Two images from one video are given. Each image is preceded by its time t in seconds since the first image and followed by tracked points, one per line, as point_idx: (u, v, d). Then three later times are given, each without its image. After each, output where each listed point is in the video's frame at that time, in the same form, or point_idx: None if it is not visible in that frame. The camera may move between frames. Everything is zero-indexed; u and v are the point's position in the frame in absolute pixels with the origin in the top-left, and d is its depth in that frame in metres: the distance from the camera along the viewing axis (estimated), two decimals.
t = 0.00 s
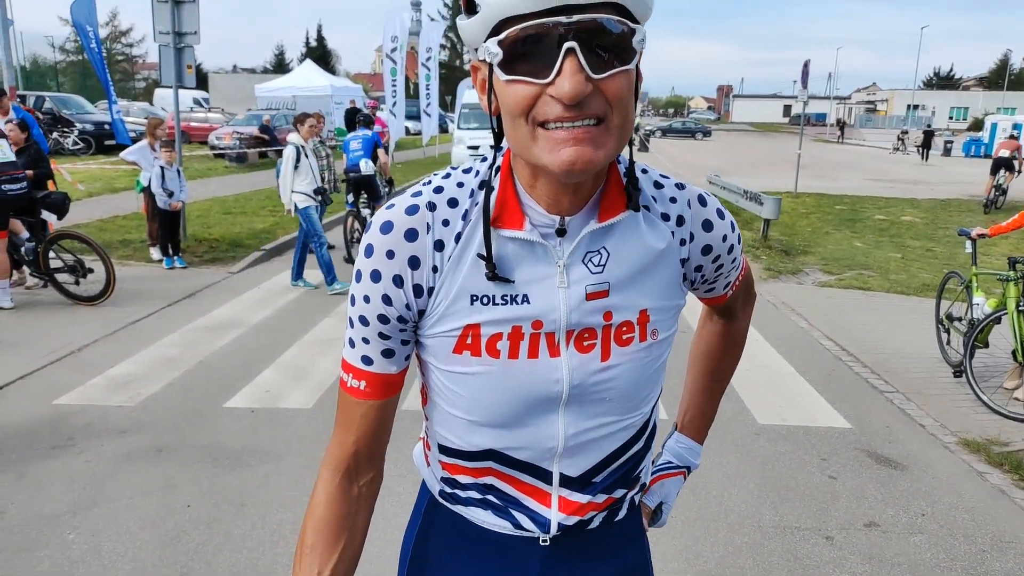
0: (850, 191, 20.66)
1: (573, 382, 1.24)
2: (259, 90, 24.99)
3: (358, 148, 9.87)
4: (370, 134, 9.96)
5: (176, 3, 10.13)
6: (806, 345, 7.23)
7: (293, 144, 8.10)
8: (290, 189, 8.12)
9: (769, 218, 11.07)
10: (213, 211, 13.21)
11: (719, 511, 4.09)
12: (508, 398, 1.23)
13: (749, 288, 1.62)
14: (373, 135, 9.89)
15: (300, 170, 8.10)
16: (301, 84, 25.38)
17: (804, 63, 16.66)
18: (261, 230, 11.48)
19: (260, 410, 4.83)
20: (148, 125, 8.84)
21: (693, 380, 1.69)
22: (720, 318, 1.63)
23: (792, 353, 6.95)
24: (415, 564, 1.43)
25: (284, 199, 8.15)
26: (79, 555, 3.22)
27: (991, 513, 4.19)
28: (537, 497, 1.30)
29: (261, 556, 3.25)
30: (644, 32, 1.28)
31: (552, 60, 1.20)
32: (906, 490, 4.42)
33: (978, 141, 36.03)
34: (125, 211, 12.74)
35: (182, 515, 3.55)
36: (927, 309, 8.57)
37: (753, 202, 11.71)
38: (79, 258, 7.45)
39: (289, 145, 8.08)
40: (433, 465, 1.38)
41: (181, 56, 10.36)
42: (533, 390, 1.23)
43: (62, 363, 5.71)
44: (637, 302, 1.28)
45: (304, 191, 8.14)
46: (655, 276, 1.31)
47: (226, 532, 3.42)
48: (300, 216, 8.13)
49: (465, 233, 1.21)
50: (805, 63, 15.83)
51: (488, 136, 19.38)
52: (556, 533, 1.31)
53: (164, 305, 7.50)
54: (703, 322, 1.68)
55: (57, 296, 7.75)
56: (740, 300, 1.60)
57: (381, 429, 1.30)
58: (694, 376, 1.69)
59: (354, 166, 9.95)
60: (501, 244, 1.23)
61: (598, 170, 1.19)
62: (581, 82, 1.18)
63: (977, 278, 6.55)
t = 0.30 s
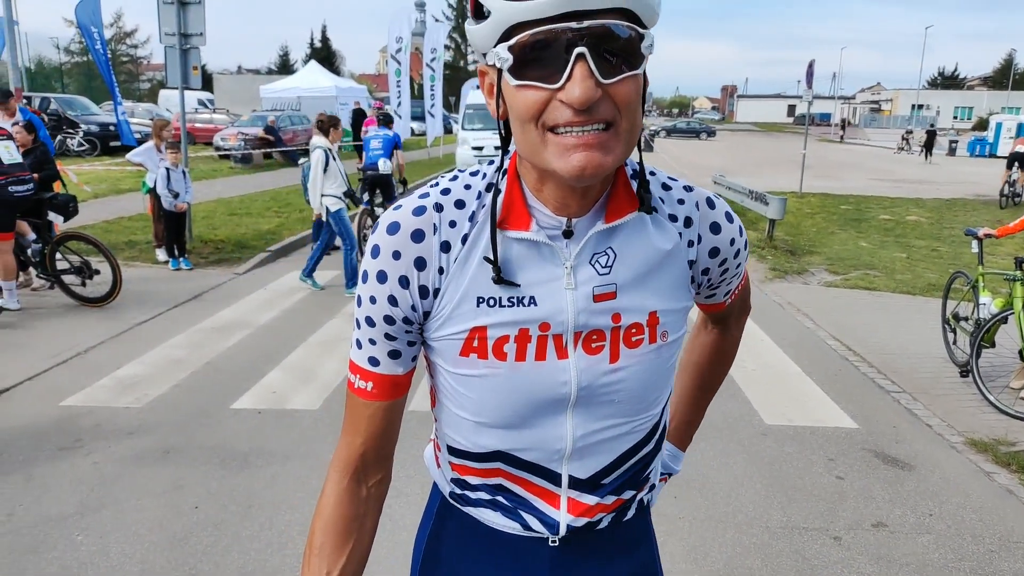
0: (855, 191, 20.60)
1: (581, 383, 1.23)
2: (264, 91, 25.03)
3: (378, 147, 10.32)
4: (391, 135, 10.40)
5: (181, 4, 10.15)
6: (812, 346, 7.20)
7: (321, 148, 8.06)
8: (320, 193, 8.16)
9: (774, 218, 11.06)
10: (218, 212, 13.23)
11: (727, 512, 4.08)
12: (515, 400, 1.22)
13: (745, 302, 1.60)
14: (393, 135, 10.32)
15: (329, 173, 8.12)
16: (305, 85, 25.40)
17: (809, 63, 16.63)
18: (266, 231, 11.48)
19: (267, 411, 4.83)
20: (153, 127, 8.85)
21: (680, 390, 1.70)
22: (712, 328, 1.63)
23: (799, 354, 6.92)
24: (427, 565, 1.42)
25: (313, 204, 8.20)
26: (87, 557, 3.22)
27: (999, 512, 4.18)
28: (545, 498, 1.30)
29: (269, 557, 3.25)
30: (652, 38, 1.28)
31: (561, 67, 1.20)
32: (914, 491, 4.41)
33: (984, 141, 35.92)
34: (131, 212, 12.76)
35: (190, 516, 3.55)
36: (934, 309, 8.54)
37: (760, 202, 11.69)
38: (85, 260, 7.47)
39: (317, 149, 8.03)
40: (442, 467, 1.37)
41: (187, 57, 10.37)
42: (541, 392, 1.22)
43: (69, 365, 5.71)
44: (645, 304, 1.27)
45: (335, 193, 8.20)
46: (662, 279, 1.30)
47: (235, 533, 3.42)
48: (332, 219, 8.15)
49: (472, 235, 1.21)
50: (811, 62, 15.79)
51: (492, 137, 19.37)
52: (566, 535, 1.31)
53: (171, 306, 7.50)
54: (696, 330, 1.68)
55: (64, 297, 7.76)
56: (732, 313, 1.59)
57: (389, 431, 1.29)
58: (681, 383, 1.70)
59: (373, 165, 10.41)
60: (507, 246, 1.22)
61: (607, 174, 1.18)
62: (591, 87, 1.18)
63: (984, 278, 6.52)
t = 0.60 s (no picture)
0: (859, 192, 20.56)
1: (574, 389, 1.24)
2: (268, 92, 25.09)
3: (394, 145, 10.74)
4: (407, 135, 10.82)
5: (185, 6, 10.16)
6: (814, 347, 7.20)
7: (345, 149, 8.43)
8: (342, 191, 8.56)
9: (777, 218, 11.06)
10: (222, 213, 13.25)
11: (727, 514, 4.08)
12: (508, 404, 1.24)
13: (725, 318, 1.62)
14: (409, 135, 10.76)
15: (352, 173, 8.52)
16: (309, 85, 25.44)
17: (812, 64, 16.61)
18: (269, 231, 11.50)
19: (269, 412, 4.84)
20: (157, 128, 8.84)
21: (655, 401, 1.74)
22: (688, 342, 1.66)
23: (801, 356, 6.92)
24: (422, 567, 1.43)
25: (336, 203, 8.47)
26: (89, 557, 3.24)
27: (999, 514, 4.18)
28: (539, 502, 1.31)
29: (270, 558, 3.27)
30: (643, 48, 1.29)
31: (554, 76, 1.21)
32: (914, 492, 4.41)
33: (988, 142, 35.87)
34: (134, 213, 12.78)
35: (192, 517, 3.57)
36: (936, 311, 8.53)
37: (762, 203, 11.70)
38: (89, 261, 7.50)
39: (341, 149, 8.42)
40: (437, 471, 1.38)
41: (191, 59, 10.41)
42: (535, 397, 1.23)
43: (73, 366, 5.74)
44: (638, 311, 1.28)
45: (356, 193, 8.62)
46: (654, 287, 1.31)
47: (237, 534, 3.44)
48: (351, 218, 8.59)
49: (466, 242, 1.22)
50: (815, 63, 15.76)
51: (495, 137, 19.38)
52: (558, 539, 1.32)
53: (174, 307, 7.52)
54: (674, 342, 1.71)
55: (67, 298, 7.78)
56: (714, 326, 1.61)
57: (383, 436, 1.30)
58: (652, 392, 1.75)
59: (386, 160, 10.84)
60: (501, 253, 1.23)
61: (599, 182, 1.19)
62: (583, 97, 1.19)
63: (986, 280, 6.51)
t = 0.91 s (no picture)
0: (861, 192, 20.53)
1: (566, 394, 1.25)
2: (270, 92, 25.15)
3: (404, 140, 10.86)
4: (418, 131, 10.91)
5: (186, 7, 10.18)
6: (815, 348, 7.20)
7: (357, 150, 8.75)
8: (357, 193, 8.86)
9: (778, 219, 11.09)
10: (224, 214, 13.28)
11: (726, 515, 4.09)
12: (501, 408, 1.25)
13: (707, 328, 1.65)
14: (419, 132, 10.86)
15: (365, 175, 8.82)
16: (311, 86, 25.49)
17: (814, 64, 16.60)
18: (270, 232, 11.53)
19: (270, 413, 4.86)
20: (158, 130, 8.85)
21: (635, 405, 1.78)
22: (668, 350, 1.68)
23: (801, 357, 6.93)
24: (415, 570, 1.44)
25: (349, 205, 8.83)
26: (90, 559, 3.26)
27: (997, 515, 4.19)
28: (531, 505, 1.32)
29: (269, 559, 3.28)
30: (636, 56, 1.30)
31: (547, 82, 1.22)
32: (913, 493, 4.42)
33: (991, 142, 35.81)
34: (136, 214, 12.82)
35: (192, 518, 3.58)
36: (938, 312, 8.52)
37: (763, 203, 11.72)
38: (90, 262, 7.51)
39: (354, 150, 8.75)
40: (430, 475, 1.40)
41: (192, 60, 10.44)
42: (528, 401, 1.25)
43: (74, 368, 5.76)
44: (630, 316, 1.29)
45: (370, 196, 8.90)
46: (646, 293, 1.32)
47: (236, 535, 3.45)
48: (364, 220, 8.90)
49: (460, 246, 1.23)
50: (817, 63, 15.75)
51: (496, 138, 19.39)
52: (549, 542, 1.33)
53: (175, 308, 7.54)
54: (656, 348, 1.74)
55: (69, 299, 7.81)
56: (694, 336, 1.63)
57: (377, 440, 1.32)
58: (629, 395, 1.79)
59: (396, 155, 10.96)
60: (495, 257, 1.25)
61: (592, 188, 1.20)
62: (576, 103, 1.20)
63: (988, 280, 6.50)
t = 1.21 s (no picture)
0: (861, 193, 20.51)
1: (561, 403, 1.26)
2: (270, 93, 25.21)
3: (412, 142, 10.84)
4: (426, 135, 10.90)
5: (186, 8, 10.19)
6: (815, 349, 7.20)
7: (373, 154, 8.86)
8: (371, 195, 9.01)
9: (779, 220, 11.08)
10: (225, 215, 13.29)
11: (725, 517, 4.10)
12: (497, 416, 1.25)
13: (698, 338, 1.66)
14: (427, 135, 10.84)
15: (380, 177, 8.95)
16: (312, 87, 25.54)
17: (815, 64, 16.59)
18: (271, 233, 11.54)
19: (270, 415, 4.87)
20: (159, 131, 8.85)
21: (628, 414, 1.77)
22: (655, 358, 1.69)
23: (801, 358, 6.93)
24: None
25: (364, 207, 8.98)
26: (89, 562, 3.27)
27: (996, 517, 4.19)
28: (526, 514, 1.33)
29: (268, 561, 3.29)
30: (632, 70, 1.31)
31: (544, 95, 1.23)
32: (912, 494, 4.43)
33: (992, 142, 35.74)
34: (137, 215, 12.83)
35: (192, 521, 3.59)
36: (938, 313, 8.52)
37: (765, 204, 11.72)
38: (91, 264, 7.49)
39: (369, 153, 8.84)
40: (426, 482, 1.40)
41: (193, 61, 10.45)
42: (523, 410, 1.25)
43: (75, 369, 5.77)
44: (625, 326, 1.30)
45: (384, 199, 9.06)
46: (640, 302, 1.32)
47: (236, 537, 3.46)
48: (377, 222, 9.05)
49: (456, 256, 1.24)
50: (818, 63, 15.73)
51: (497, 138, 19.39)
52: (544, 550, 1.34)
53: (176, 310, 7.55)
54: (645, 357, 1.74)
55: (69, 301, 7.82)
56: (682, 346, 1.64)
57: (372, 449, 1.32)
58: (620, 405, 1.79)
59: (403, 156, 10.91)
60: (491, 268, 1.25)
61: (588, 200, 1.21)
62: (572, 116, 1.21)
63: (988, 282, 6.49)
